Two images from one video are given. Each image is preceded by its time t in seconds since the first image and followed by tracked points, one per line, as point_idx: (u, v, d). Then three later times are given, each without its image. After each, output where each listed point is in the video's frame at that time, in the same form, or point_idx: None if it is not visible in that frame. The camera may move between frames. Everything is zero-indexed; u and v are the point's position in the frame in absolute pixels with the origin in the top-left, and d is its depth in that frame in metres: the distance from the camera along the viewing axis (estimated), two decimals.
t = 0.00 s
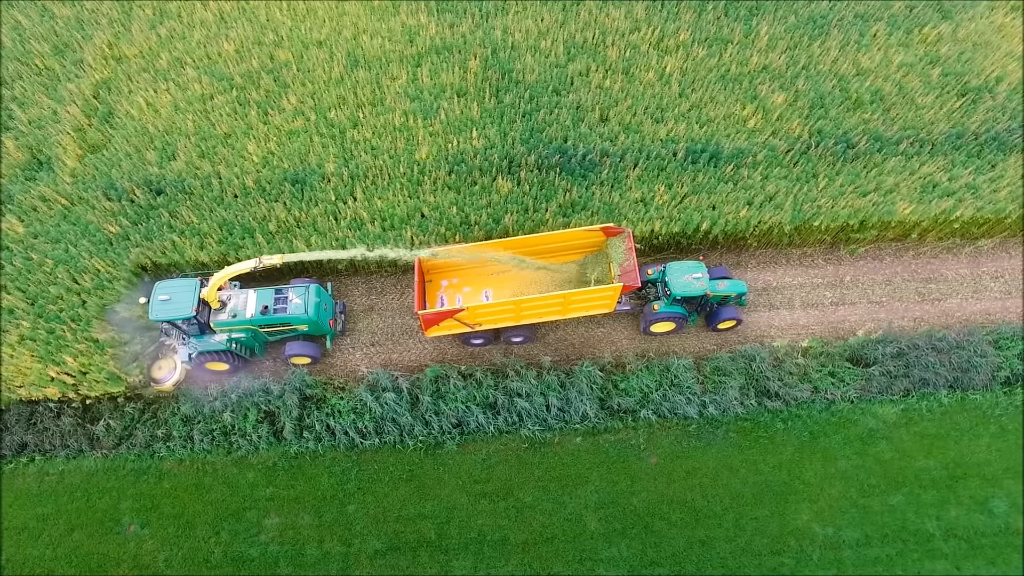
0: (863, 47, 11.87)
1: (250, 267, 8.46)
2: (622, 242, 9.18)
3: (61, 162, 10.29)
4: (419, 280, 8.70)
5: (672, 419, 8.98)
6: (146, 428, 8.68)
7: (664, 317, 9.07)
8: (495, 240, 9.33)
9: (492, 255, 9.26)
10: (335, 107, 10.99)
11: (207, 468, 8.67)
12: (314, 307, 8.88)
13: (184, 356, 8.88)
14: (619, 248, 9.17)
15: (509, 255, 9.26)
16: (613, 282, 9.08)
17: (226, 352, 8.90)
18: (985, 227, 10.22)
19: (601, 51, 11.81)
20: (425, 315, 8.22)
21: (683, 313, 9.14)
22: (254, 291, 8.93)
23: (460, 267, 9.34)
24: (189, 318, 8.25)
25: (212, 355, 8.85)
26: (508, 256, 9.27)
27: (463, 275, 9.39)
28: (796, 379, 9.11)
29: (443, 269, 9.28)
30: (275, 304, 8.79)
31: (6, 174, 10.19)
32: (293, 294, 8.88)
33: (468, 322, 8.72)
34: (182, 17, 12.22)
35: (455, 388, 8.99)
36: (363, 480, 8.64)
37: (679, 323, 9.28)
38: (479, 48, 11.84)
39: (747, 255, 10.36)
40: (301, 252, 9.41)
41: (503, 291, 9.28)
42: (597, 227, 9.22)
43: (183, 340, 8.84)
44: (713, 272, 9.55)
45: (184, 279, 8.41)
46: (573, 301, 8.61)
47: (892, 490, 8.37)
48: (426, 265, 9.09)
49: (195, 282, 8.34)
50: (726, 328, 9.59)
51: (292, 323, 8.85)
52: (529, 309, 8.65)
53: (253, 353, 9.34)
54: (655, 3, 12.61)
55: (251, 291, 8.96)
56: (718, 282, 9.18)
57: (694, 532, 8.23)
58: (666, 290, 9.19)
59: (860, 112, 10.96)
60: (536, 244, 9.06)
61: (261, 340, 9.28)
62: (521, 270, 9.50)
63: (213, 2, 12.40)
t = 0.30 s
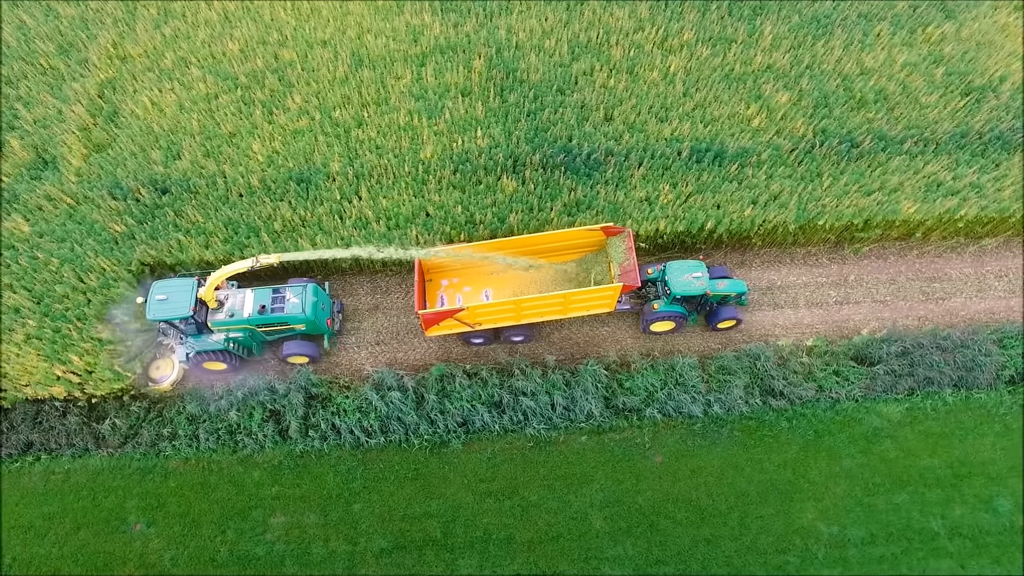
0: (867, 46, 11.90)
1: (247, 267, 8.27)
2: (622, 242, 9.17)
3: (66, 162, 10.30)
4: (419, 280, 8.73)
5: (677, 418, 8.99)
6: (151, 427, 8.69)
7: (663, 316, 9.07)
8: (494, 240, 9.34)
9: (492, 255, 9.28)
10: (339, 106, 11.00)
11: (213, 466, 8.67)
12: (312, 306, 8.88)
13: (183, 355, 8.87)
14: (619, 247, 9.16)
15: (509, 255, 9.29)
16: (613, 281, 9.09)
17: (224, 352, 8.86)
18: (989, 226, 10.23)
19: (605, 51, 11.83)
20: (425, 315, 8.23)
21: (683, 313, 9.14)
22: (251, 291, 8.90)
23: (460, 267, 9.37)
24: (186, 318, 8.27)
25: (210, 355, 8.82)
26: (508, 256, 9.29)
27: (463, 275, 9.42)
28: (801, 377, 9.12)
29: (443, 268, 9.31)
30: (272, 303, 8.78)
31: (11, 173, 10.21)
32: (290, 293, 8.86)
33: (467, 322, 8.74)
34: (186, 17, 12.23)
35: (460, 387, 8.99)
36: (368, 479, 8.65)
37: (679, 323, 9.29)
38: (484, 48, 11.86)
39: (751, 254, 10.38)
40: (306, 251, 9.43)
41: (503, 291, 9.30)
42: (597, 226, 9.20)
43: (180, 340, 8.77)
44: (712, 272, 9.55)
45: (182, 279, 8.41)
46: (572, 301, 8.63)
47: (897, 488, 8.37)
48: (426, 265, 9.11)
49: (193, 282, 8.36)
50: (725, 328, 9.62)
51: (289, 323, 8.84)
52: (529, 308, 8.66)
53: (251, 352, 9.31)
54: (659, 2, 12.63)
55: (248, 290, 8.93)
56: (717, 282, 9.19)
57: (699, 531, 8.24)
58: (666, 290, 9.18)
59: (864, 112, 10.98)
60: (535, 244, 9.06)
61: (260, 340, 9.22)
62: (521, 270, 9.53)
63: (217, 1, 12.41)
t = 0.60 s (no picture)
0: (868, 46, 11.93)
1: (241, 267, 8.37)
2: (620, 241, 9.21)
3: (69, 161, 10.31)
4: (417, 279, 8.73)
5: (680, 417, 9.00)
6: (155, 426, 8.69)
7: (661, 316, 9.09)
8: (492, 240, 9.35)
9: (490, 255, 9.28)
10: (342, 105, 11.02)
11: (216, 466, 8.68)
12: (307, 307, 8.86)
13: (177, 355, 8.84)
14: (617, 247, 9.19)
15: (507, 254, 9.29)
16: (611, 281, 9.09)
17: (218, 352, 8.88)
18: (991, 226, 10.25)
19: (607, 50, 11.86)
20: (423, 314, 8.24)
21: (681, 312, 9.15)
22: (247, 291, 8.93)
23: (458, 266, 9.37)
24: (181, 318, 8.21)
25: (205, 354, 8.83)
26: (506, 255, 9.29)
27: (461, 274, 9.42)
28: (804, 376, 9.13)
29: (441, 268, 9.31)
30: (267, 303, 8.78)
31: (14, 172, 10.22)
32: (284, 293, 8.85)
33: (465, 321, 8.73)
34: (189, 16, 12.24)
35: (463, 386, 9.00)
36: (371, 478, 8.65)
37: (677, 322, 9.30)
38: (486, 48, 11.89)
39: (753, 253, 10.40)
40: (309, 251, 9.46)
41: (501, 291, 9.30)
42: (595, 226, 9.22)
43: (175, 339, 8.72)
44: (710, 271, 9.57)
45: (177, 279, 8.38)
46: (570, 301, 8.63)
47: (899, 487, 8.38)
48: (425, 264, 9.12)
49: (187, 282, 8.29)
50: (723, 327, 9.66)
51: (284, 323, 8.85)
52: (526, 308, 8.67)
53: (246, 352, 9.36)
54: (661, 2, 12.65)
55: (243, 290, 8.96)
56: (716, 282, 9.21)
57: (702, 530, 8.24)
58: (663, 289, 9.19)
59: (866, 111, 11.00)
60: (533, 243, 9.07)
61: (255, 340, 9.26)
62: (519, 269, 9.53)
63: (220, 1, 12.43)
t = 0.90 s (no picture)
0: (869, 45, 11.95)
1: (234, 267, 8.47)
2: (618, 240, 9.24)
3: (71, 160, 10.32)
4: (415, 278, 8.74)
5: (682, 415, 9.00)
6: (156, 425, 8.70)
7: (657, 315, 9.11)
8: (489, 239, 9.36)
9: (488, 253, 9.30)
10: (343, 104, 11.03)
11: (218, 464, 8.68)
12: (300, 306, 8.86)
13: (171, 354, 8.86)
14: (615, 246, 9.22)
15: (504, 253, 9.29)
16: (608, 280, 9.10)
17: (212, 352, 8.89)
18: (991, 225, 10.26)
19: (609, 49, 11.87)
20: (420, 313, 8.24)
21: (678, 310, 9.17)
22: (240, 290, 8.93)
23: (455, 266, 9.38)
24: (174, 318, 8.34)
25: (198, 354, 8.84)
26: (503, 254, 9.31)
27: (459, 273, 9.42)
28: (805, 375, 9.14)
29: (438, 267, 9.31)
30: (261, 303, 8.79)
31: (15, 171, 10.23)
32: (278, 293, 8.87)
33: (462, 320, 8.73)
34: (190, 16, 12.25)
35: (465, 385, 9.02)
36: (373, 476, 8.65)
37: (674, 321, 9.32)
38: (487, 47, 11.91)
39: (755, 252, 10.41)
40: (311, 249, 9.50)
41: (498, 290, 9.31)
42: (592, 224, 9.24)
43: (168, 338, 8.76)
44: (707, 271, 9.60)
45: (170, 279, 8.47)
46: (568, 299, 8.63)
47: (900, 486, 8.38)
48: (422, 263, 9.13)
49: (181, 282, 8.41)
50: (720, 327, 9.69)
51: (278, 322, 8.85)
52: (524, 306, 8.67)
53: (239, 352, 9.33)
54: (662, 1, 12.66)
55: (236, 290, 8.95)
56: (712, 281, 9.27)
57: (703, 528, 8.24)
58: (660, 288, 9.21)
59: (867, 110, 11.01)
60: (530, 242, 9.07)
61: (248, 339, 9.25)
62: (516, 268, 9.52)
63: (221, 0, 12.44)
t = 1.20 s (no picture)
0: (870, 44, 11.96)
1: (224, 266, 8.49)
2: (614, 239, 9.28)
3: (72, 159, 10.33)
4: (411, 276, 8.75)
5: (682, 414, 9.00)
6: (158, 423, 8.73)
7: (655, 313, 9.12)
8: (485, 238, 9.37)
9: (485, 252, 9.32)
10: (344, 103, 11.05)
11: (219, 463, 8.69)
12: (291, 306, 8.87)
13: (162, 353, 8.88)
14: (611, 244, 9.26)
15: (500, 252, 9.33)
16: (605, 278, 9.13)
17: (204, 351, 8.87)
18: (992, 223, 10.27)
19: (609, 48, 11.89)
20: (417, 312, 8.25)
21: (674, 309, 9.20)
22: (232, 289, 8.96)
23: (452, 264, 9.39)
24: (166, 318, 8.23)
25: (190, 353, 8.83)
26: (499, 253, 9.33)
27: (456, 272, 9.43)
28: (805, 373, 9.15)
29: (436, 266, 9.31)
30: (252, 302, 8.81)
31: (17, 170, 10.24)
32: (270, 292, 8.89)
33: (460, 319, 8.74)
34: (191, 15, 12.27)
35: (466, 383, 9.04)
36: (374, 475, 8.66)
37: (671, 319, 9.34)
38: (488, 46, 11.92)
39: (755, 251, 10.43)
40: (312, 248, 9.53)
41: (495, 289, 9.33)
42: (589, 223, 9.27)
43: (160, 338, 8.73)
44: (705, 270, 9.55)
45: (161, 278, 8.37)
46: (564, 298, 8.65)
47: (900, 484, 8.39)
48: (420, 262, 9.14)
49: (172, 281, 8.29)
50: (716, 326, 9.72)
51: (270, 322, 8.87)
52: (520, 305, 8.69)
53: (231, 351, 9.32)
54: (662, 0, 12.68)
55: (228, 289, 8.99)
56: (709, 280, 9.20)
57: (704, 526, 8.25)
58: (658, 287, 9.19)
59: (867, 109, 11.03)
60: (527, 241, 9.09)
61: (241, 339, 9.26)
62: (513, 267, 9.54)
63: None
